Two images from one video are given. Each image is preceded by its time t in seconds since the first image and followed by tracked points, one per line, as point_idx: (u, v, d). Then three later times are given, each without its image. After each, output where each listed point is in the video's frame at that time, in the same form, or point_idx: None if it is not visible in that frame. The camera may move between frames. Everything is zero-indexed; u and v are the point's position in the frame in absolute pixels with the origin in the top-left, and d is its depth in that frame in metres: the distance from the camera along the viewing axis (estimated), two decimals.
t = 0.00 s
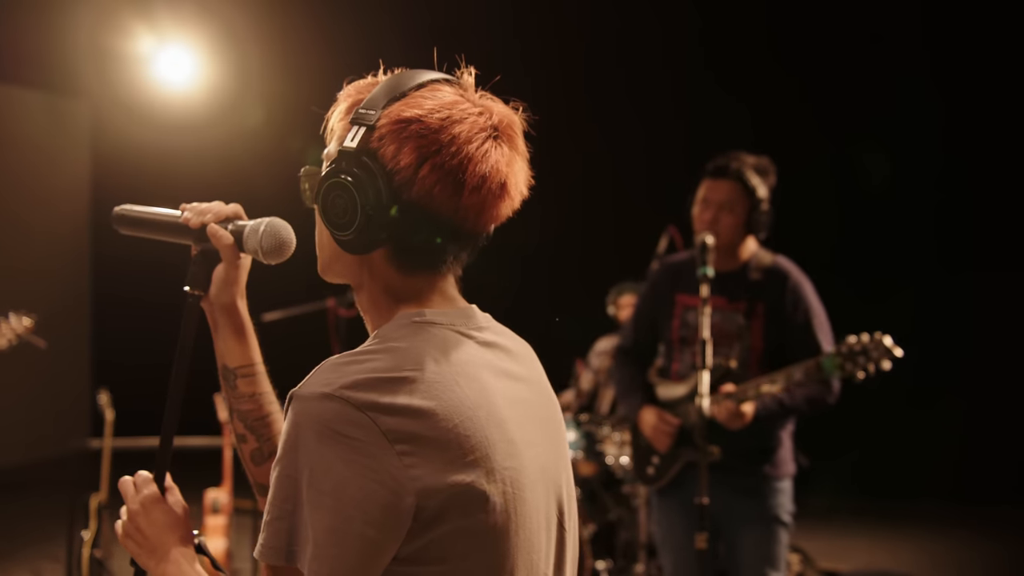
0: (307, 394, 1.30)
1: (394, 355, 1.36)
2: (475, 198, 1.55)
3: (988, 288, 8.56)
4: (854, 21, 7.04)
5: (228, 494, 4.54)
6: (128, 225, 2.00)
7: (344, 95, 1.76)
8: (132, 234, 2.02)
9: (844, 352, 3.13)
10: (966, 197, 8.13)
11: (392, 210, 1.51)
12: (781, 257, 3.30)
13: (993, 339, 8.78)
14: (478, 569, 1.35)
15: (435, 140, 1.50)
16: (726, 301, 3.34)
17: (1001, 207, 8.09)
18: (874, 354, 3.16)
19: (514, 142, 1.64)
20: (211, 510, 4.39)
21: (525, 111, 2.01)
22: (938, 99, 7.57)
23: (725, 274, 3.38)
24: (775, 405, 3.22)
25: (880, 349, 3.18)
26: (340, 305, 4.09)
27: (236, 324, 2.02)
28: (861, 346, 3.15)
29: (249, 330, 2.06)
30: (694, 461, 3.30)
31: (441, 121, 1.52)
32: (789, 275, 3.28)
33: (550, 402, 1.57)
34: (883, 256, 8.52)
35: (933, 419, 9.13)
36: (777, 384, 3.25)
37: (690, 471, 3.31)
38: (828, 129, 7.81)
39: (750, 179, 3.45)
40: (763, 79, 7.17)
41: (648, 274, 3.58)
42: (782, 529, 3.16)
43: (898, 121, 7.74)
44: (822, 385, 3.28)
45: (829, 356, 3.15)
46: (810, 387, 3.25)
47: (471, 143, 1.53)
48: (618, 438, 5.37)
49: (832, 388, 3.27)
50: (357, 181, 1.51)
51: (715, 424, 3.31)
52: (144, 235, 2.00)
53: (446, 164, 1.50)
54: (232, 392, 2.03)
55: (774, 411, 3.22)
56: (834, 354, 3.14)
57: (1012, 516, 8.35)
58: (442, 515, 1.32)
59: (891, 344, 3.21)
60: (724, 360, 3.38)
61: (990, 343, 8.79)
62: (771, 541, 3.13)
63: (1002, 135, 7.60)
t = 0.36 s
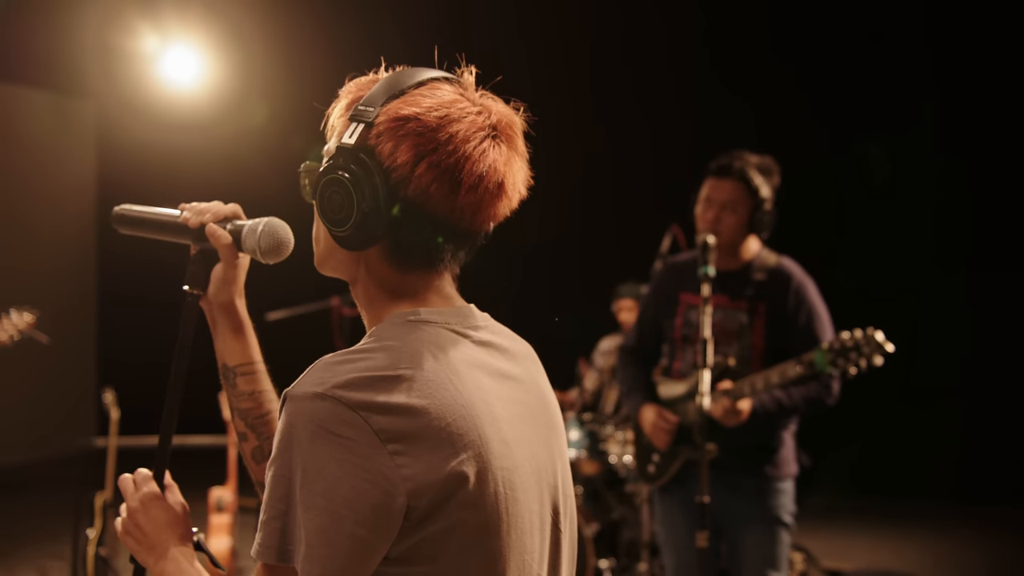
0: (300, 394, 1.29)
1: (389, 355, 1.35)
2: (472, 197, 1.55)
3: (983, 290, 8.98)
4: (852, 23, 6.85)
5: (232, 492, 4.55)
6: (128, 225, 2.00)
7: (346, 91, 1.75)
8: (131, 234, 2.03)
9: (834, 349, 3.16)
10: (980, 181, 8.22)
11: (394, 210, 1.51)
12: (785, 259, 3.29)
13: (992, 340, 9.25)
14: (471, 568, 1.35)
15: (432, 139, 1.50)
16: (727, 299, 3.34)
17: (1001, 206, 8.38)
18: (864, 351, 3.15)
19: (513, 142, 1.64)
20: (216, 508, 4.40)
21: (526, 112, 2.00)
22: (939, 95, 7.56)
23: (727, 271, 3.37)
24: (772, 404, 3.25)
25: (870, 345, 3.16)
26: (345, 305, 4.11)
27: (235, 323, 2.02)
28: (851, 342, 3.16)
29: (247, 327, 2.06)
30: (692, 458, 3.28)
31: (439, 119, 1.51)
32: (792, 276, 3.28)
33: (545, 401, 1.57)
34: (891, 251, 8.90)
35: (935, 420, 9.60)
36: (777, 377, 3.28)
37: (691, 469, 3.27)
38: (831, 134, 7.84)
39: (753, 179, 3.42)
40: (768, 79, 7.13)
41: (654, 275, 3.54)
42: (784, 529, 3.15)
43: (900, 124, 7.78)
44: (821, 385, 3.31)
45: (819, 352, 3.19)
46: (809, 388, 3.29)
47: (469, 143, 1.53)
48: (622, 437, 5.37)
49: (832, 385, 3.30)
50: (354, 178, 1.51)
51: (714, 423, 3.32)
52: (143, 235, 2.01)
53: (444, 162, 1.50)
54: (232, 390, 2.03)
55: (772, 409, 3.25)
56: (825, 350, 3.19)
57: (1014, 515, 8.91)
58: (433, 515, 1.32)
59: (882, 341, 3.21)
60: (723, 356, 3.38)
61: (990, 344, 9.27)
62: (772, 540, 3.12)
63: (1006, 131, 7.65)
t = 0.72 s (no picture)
0: (302, 386, 1.31)
1: (390, 350, 1.38)
2: (475, 192, 1.55)
3: (986, 291, 8.53)
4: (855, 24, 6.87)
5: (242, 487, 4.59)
6: (134, 224, 2.03)
7: (352, 89, 1.75)
8: (138, 234, 2.05)
9: (846, 348, 3.27)
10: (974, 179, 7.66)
11: (399, 211, 1.53)
12: (786, 261, 3.29)
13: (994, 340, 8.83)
14: (467, 563, 1.36)
15: (435, 136, 1.51)
16: (726, 299, 3.37)
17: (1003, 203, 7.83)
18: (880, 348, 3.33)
19: (518, 138, 1.66)
20: (226, 503, 4.45)
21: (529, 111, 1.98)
22: (942, 97, 7.28)
23: (731, 272, 3.39)
24: (773, 403, 3.30)
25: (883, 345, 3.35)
26: (353, 303, 4.14)
27: (239, 320, 2.04)
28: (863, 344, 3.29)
29: (252, 323, 2.07)
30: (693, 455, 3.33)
31: (443, 116, 1.53)
32: (794, 281, 3.27)
33: (546, 398, 1.59)
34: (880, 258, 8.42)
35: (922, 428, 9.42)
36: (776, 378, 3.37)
37: (691, 466, 3.32)
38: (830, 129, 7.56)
39: (757, 180, 3.44)
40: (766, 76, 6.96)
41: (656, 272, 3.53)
42: (780, 524, 3.18)
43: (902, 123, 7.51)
44: (819, 386, 3.38)
45: (830, 351, 3.27)
46: (808, 387, 3.33)
47: (472, 139, 1.54)
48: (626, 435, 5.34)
49: (828, 388, 3.35)
50: (358, 174, 1.52)
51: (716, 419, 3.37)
52: (150, 235, 2.04)
53: (448, 160, 1.51)
54: (239, 386, 2.05)
55: (774, 408, 3.29)
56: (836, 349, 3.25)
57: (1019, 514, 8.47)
58: (430, 509, 1.34)
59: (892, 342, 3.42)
60: (725, 355, 3.41)
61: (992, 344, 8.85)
62: (769, 537, 3.15)
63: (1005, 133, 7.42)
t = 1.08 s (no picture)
0: (305, 378, 1.26)
1: (393, 340, 1.32)
2: (473, 190, 1.49)
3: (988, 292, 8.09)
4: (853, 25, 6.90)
5: (260, 475, 4.70)
6: (147, 221, 2.08)
7: (354, 91, 1.68)
8: (152, 230, 2.10)
9: (856, 351, 3.02)
10: (967, 189, 7.81)
11: (407, 211, 1.48)
12: (788, 260, 3.00)
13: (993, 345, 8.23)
14: (468, 551, 1.31)
15: (433, 134, 1.45)
16: (726, 291, 3.07)
17: (1001, 216, 7.81)
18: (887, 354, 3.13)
19: (515, 137, 1.58)
20: (245, 490, 4.56)
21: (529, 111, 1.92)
22: (944, 97, 7.29)
23: (730, 269, 3.07)
24: (774, 400, 3.02)
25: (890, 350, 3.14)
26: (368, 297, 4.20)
27: (248, 314, 2.09)
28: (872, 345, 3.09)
29: (260, 315, 2.13)
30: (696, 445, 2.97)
31: (440, 115, 1.47)
32: (796, 284, 2.99)
33: (550, 389, 1.53)
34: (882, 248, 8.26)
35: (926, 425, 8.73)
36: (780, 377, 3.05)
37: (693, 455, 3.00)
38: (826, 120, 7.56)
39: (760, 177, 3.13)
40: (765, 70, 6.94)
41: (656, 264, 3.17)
42: (780, 512, 2.87)
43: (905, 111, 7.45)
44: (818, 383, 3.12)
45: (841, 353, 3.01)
46: (809, 384, 3.08)
47: (469, 138, 1.47)
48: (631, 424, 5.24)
49: (826, 380, 3.08)
50: (359, 173, 1.48)
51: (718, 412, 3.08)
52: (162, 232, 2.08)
53: (446, 157, 1.45)
54: (248, 377, 2.10)
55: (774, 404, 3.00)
56: (847, 351, 3.00)
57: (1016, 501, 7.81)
58: (432, 496, 1.29)
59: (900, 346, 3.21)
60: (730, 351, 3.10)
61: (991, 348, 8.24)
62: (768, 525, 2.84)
63: (1007, 131, 7.35)
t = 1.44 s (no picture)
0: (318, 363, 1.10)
1: (402, 324, 1.15)
2: (478, 182, 1.32)
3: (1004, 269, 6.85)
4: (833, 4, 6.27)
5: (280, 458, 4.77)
6: (164, 213, 1.89)
7: (360, 87, 1.55)
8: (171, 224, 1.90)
9: (862, 338, 2.63)
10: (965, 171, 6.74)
11: (417, 211, 1.32)
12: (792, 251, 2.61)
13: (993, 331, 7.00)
14: (474, 531, 1.15)
15: (437, 128, 1.28)
16: (734, 283, 2.69)
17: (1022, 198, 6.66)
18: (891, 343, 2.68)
19: (519, 131, 1.39)
20: (264, 473, 4.63)
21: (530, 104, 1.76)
22: (949, 94, 6.42)
23: (736, 260, 2.71)
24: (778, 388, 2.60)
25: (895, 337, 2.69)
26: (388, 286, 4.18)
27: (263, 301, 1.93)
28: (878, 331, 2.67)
29: (276, 303, 1.96)
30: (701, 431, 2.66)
31: (445, 109, 1.29)
32: (799, 273, 2.60)
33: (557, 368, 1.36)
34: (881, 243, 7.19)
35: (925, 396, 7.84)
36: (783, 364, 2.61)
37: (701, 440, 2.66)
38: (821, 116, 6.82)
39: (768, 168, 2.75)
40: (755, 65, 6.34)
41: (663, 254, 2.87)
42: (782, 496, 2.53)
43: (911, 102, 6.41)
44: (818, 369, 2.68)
45: (846, 341, 2.60)
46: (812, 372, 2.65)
47: (473, 131, 1.29)
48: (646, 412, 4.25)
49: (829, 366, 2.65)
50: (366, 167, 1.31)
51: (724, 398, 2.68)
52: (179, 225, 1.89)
53: (451, 151, 1.29)
54: (263, 363, 1.96)
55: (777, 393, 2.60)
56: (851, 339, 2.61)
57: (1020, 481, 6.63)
58: (441, 475, 1.13)
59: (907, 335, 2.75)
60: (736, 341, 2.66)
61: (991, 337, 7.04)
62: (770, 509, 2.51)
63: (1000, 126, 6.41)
